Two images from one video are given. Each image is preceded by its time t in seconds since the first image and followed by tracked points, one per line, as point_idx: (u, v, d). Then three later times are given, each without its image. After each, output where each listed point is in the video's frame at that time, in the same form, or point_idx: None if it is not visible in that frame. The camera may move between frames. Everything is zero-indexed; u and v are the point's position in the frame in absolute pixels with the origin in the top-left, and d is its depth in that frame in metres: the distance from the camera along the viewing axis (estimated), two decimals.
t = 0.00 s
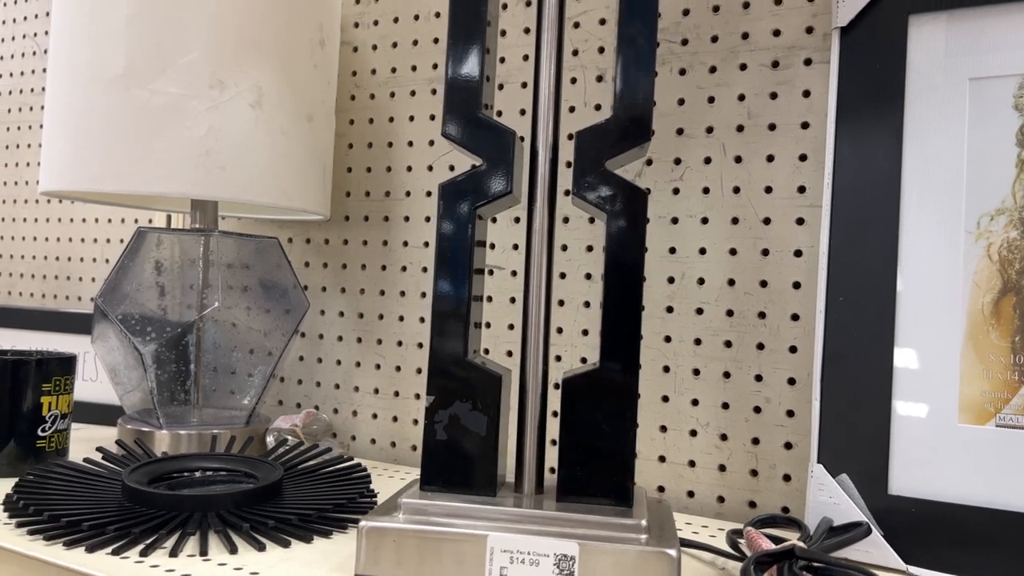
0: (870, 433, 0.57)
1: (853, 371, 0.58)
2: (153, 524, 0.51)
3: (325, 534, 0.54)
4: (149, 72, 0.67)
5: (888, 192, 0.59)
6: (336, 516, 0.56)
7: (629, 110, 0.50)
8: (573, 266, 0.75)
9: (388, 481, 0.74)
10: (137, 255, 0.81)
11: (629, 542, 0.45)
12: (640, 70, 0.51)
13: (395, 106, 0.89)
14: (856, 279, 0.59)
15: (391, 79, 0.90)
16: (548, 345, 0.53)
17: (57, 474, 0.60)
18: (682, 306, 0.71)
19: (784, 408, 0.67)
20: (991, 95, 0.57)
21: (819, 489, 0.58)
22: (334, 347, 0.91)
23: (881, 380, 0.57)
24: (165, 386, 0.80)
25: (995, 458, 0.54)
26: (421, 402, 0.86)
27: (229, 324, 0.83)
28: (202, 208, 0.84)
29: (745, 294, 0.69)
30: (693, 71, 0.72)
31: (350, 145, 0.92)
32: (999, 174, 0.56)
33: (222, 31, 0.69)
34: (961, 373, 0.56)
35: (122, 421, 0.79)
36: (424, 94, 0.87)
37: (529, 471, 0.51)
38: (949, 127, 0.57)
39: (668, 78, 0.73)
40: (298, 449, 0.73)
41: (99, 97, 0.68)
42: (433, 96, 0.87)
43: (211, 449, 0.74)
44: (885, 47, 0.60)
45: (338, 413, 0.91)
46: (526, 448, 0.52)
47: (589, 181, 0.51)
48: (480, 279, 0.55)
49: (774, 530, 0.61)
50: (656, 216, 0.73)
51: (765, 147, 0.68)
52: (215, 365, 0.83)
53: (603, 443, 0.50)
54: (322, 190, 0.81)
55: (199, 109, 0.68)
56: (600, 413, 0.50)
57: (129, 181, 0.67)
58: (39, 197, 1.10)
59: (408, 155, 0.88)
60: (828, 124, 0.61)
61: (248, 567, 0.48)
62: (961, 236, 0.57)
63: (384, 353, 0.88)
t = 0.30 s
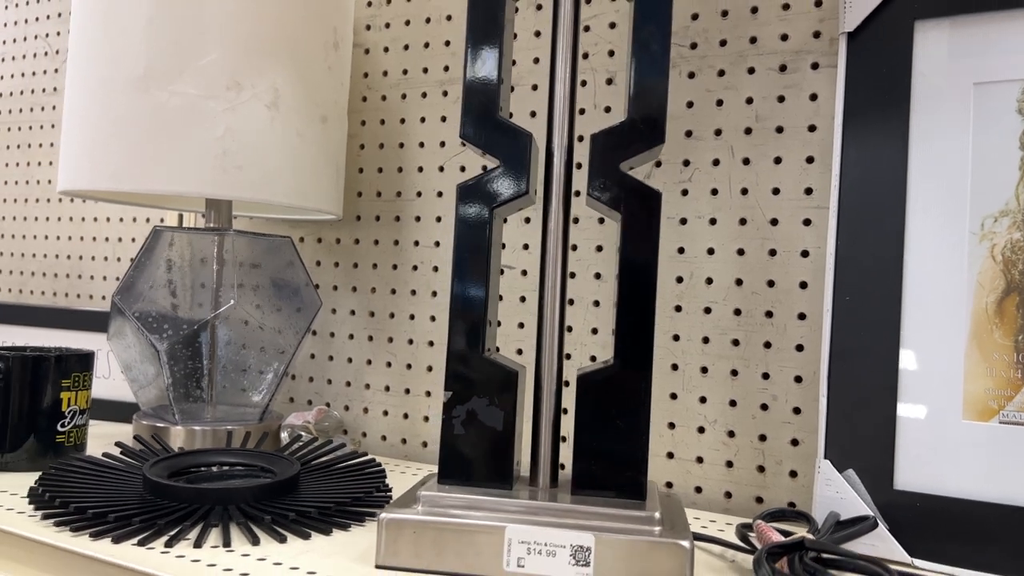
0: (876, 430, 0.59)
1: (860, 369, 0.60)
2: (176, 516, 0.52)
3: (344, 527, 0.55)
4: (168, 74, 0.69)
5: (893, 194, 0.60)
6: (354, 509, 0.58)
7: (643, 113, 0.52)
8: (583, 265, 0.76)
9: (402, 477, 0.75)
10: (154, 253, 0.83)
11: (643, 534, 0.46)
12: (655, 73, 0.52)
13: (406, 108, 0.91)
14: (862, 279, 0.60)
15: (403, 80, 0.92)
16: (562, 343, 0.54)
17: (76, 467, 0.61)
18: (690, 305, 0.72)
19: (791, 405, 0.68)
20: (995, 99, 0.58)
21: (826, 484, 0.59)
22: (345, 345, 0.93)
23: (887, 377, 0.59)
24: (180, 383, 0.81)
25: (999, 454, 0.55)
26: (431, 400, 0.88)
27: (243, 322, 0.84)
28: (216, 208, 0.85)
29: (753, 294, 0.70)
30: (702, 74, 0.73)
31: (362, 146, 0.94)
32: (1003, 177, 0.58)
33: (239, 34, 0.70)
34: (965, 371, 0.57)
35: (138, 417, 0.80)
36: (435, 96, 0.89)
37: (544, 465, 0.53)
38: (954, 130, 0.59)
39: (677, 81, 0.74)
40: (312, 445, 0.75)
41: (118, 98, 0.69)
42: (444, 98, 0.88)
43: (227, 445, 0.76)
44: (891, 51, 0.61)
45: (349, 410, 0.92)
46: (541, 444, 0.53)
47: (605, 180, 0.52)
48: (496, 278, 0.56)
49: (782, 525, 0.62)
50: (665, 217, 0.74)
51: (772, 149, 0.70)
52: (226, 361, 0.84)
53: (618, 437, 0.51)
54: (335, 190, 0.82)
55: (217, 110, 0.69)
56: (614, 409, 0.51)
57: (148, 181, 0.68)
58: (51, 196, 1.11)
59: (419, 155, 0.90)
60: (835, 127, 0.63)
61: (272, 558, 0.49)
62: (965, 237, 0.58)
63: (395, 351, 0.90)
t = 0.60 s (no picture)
0: (875, 425, 0.60)
1: (858, 366, 0.61)
2: (194, 509, 0.53)
3: (358, 520, 0.56)
4: (180, 73, 0.69)
5: (892, 196, 0.62)
6: (366, 502, 0.59)
7: (654, 116, 0.53)
8: (586, 264, 0.77)
9: (408, 472, 0.76)
10: (161, 251, 0.83)
11: (654, 525, 0.48)
12: (665, 77, 0.53)
13: (411, 108, 0.92)
14: (862, 278, 0.62)
15: (408, 80, 0.93)
16: (573, 339, 0.56)
17: (90, 460, 0.62)
18: (692, 303, 0.74)
19: (791, 401, 0.70)
20: (991, 105, 0.60)
21: (826, 477, 0.61)
22: (349, 342, 0.94)
23: (885, 374, 0.60)
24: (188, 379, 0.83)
25: (993, 448, 0.57)
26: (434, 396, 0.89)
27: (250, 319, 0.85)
28: (223, 206, 0.86)
29: (753, 293, 0.72)
30: (705, 78, 0.75)
31: (366, 145, 0.95)
32: (998, 181, 0.60)
33: (251, 34, 0.71)
34: (961, 367, 0.59)
35: (145, 412, 0.81)
36: (440, 96, 0.90)
37: (555, 458, 0.54)
38: (950, 135, 0.61)
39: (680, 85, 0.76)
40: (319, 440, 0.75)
41: (129, 96, 0.70)
42: (448, 99, 0.90)
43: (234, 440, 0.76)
44: (890, 57, 0.63)
45: (352, 406, 0.94)
46: (552, 438, 0.55)
47: (616, 181, 0.53)
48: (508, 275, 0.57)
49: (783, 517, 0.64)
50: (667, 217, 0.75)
51: (773, 152, 0.71)
52: (233, 358, 0.86)
53: (628, 431, 0.53)
54: (341, 189, 0.83)
55: (228, 110, 0.70)
56: (625, 403, 0.52)
57: (160, 178, 0.69)
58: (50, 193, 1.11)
59: (423, 155, 0.91)
60: (835, 130, 0.64)
61: (292, 549, 0.50)
62: (961, 238, 0.60)
63: (399, 348, 0.91)
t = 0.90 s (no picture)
0: (864, 415, 0.63)
1: (849, 359, 0.64)
2: (210, 497, 0.54)
3: (369, 508, 0.57)
4: (186, 68, 0.70)
5: (882, 196, 0.64)
6: (375, 490, 0.60)
7: (658, 116, 0.55)
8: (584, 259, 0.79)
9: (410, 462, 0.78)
10: (161, 244, 0.84)
11: (660, 509, 0.50)
12: (670, 79, 0.55)
13: (409, 104, 0.94)
14: (852, 274, 0.64)
15: (406, 77, 0.94)
16: (579, 332, 0.57)
17: (99, 449, 0.62)
18: (687, 298, 0.76)
19: (782, 393, 0.72)
20: (976, 109, 0.63)
21: (818, 465, 0.64)
22: (346, 335, 0.95)
23: (874, 366, 0.63)
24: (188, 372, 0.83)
25: (976, 437, 0.60)
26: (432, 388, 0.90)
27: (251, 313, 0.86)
28: (223, 200, 0.87)
29: (746, 288, 0.74)
30: (700, 79, 0.77)
31: (364, 140, 0.96)
32: (983, 182, 0.62)
33: (257, 31, 0.72)
34: (946, 360, 0.62)
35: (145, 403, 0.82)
36: (438, 94, 0.92)
37: (561, 447, 0.56)
38: (938, 137, 0.63)
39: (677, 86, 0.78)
40: (322, 431, 0.77)
41: (134, 89, 0.70)
42: (447, 96, 0.91)
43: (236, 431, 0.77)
44: (881, 62, 0.65)
45: (350, 398, 0.95)
46: (559, 427, 0.57)
47: (623, 179, 0.55)
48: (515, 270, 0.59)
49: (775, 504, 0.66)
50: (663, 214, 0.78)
51: (766, 152, 0.74)
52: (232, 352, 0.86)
53: (632, 421, 0.55)
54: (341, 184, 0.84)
55: (234, 105, 0.71)
56: (629, 394, 0.54)
57: (165, 172, 0.69)
58: (40, 185, 1.11)
59: (422, 151, 0.92)
60: (828, 132, 0.67)
61: (308, 534, 0.51)
62: (947, 237, 0.63)
63: (396, 341, 0.92)
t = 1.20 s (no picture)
0: (839, 399, 0.66)
1: (823, 345, 0.67)
2: (210, 483, 0.55)
3: (366, 492, 0.59)
4: (177, 61, 0.70)
5: (855, 189, 0.67)
6: (369, 476, 0.62)
7: (645, 112, 0.57)
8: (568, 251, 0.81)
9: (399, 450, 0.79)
10: (147, 237, 0.85)
11: (649, 488, 0.52)
12: (655, 77, 0.57)
13: (394, 99, 0.95)
14: (827, 264, 0.67)
15: (391, 72, 0.95)
16: (568, 319, 0.59)
17: (94, 439, 0.63)
18: (668, 288, 0.79)
19: (759, 378, 0.75)
20: (943, 107, 0.66)
21: (796, 447, 0.67)
22: (332, 326, 0.96)
23: (848, 352, 0.66)
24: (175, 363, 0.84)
25: (943, 418, 0.64)
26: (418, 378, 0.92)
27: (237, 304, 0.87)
28: (210, 192, 0.87)
29: (725, 278, 0.77)
30: (681, 76, 0.79)
31: (349, 134, 0.97)
32: (950, 176, 0.66)
33: (247, 25, 0.72)
34: (915, 345, 0.65)
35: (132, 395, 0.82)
36: (423, 88, 0.93)
37: (553, 430, 0.58)
38: (908, 133, 0.66)
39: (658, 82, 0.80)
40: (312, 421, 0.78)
41: (123, 82, 0.70)
42: (432, 91, 0.92)
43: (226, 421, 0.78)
44: (855, 61, 0.68)
45: (336, 388, 0.96)
46: (550, 411, 0.59)
47: (611, 172, 0.57)
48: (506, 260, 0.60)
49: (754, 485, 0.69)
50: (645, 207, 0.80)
51: (744, 147, 0.76)
52: (220, 343, 0.87)
53: (620, 404, 0.57)
54: (328, 177, 0.85)
55: (224, 98, 0.71)
56: (618, 378, 0.57)
57: (155, 164, 0.70)
58: (17, 178, 1.10)
59: (407, 145, 0.93)
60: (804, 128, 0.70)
61: (309, 517, 0.53)
62: (917, 228, 0.66)
63: (382, 332, 0.93)
